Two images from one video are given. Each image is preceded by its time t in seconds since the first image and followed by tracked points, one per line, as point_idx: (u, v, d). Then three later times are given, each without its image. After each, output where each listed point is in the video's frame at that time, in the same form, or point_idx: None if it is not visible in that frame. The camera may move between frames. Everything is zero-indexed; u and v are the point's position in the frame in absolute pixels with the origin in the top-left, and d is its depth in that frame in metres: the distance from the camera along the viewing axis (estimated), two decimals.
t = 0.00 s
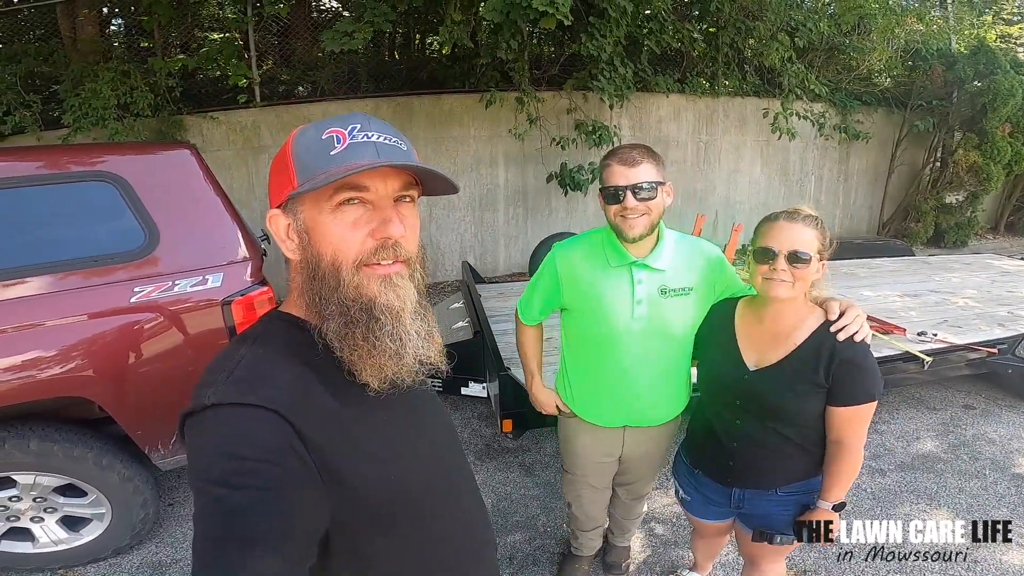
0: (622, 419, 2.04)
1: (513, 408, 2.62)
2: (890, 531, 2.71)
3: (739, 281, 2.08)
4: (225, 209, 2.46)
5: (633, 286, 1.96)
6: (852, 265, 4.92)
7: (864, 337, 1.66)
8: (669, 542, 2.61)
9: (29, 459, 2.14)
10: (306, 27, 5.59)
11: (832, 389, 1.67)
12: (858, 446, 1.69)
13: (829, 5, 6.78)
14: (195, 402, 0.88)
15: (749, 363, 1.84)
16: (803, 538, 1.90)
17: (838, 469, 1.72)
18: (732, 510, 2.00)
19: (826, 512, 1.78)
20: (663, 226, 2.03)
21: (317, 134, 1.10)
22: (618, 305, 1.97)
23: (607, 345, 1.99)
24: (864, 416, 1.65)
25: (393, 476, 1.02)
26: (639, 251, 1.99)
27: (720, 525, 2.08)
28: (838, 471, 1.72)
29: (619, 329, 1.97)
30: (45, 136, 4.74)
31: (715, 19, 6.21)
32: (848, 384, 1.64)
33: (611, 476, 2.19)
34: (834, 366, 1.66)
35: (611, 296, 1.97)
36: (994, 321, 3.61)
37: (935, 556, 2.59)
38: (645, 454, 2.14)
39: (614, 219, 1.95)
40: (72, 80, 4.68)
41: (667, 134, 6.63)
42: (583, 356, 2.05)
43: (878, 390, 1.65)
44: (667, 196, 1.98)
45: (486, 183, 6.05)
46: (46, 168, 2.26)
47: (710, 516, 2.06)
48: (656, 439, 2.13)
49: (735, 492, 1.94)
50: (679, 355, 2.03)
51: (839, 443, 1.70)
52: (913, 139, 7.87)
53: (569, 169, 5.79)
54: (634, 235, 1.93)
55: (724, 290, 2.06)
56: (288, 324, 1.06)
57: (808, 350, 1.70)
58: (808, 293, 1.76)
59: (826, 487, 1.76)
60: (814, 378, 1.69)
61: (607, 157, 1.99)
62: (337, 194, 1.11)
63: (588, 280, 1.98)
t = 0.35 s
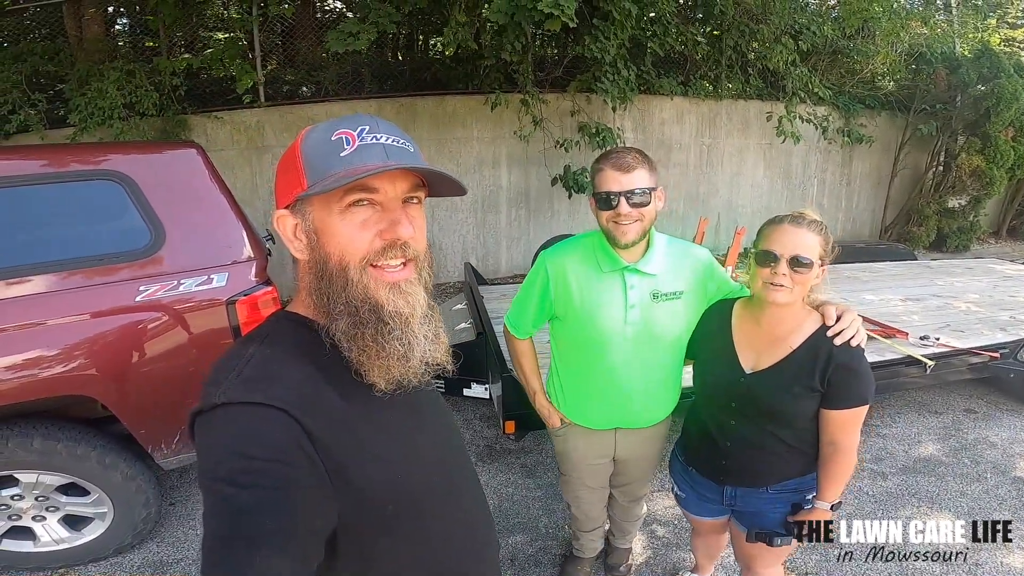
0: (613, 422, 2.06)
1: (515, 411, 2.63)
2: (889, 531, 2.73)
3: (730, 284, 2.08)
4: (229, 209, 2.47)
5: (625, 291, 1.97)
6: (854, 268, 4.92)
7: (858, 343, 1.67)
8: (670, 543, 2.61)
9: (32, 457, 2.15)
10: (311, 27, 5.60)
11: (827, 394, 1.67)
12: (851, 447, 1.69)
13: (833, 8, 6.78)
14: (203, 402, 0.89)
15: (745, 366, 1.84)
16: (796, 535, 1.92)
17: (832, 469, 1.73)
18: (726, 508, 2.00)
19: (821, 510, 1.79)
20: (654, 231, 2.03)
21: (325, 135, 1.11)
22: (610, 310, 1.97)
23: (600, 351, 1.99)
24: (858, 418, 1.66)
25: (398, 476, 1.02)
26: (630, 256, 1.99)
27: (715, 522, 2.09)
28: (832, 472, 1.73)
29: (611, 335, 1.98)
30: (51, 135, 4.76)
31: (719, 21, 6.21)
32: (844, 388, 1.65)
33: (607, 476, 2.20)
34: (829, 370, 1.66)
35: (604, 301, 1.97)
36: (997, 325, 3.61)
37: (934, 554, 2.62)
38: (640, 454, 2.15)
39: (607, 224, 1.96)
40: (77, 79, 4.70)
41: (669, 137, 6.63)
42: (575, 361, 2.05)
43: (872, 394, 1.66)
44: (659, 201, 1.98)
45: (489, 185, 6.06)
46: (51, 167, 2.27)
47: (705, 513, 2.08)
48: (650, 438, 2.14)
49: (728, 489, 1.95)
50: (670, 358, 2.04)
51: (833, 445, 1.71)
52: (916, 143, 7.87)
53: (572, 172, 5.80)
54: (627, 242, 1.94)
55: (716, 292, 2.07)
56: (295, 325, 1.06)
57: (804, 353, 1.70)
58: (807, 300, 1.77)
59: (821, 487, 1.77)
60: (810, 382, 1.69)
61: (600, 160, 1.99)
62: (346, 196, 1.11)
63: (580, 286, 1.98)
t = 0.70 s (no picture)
0: (611, 423, 2.06)
1: (516, 411, 2.61)
2: (889, 530, 2.72)
3: (730, 284, 2.06)
4: (230, 208, 2.45)
5: (624, 293, 1.95)
6: (857, 269, 4.91)
7: (855, 343, 1.66)
8: (671, 544, 2.60)
9: (31, 457, 2.14)
10: (312, 27, 5.59)
11: (823, 391, 1.67)
12: (847, 442, 1.69)
13: (835, 8, 6.77)
14: (200, 403, 0.88)
15: (741, 362, 1.83)
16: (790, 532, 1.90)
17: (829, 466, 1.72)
18: (721, 504, 2.00)
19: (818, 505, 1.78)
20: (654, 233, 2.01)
21: (387, 136, 1.11)
22: (609, 313, 1.96)
23: (598, 353, 1.98)
24: (853, 415, 1.66)
25: (397, 476, 1.01)
26: (629, 257, 1.97)
27: (712, 519, 2.08)
28: (827, 468, 1.73)
29: (610, 337, 1.97)
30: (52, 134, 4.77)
31: (721, 21, 6.20)
32: (839, 385, 1.65)
33: (607, 474, 2.21)
34: (825, 369, 1.66)
35: (603, 303, 1.96)
36: (1000, 326, 3.60)
37: (934, 553, 2.62)
38: (639, 452, 2.14)
39: (606, 224, 1.94)
40: (79, 79, 4.71)
41: (671, 137, 6.62)
42: (573, 364, 2.04)
43: (864, 393, 1.66)
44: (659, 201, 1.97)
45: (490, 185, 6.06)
46: (51, 166, 2.26)
47: (700, 509, 2.07)
48: (649, 439, 2.13)
49: (723, 484, 1.94)
50: (669, 361, 2.04)
51: (828, 441, 1.70)
52: (919, 143, 7.85)
53: (574, 172, 5.78)
54: (629, 242, 1.92)
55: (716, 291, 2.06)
56: (296, 324, 1.05)
57: (799, 351, 1.70)
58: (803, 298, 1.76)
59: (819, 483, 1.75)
60: (805, 379, 1.69)
61: (600, 161, 1.97)
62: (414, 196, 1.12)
63: (579, 288, 1.96)
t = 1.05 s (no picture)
0: (621, 422, 2.04)
1: (518, 411, 2.60)
2: (889, 531, 2.71)
3: (741, 282, 2.05)
4: (232, 208, 2.45)
5: (635, 290, 1.94)
6: (861, 269, 4.88)
7: (863, 345, 1.64)
8: (673, 545, 2.59)
9: (31, 457, 2.14)
10: (314, 28, 5.59)
11: (828, 393, 1.66)
12: (852, 445, 1.68)
13: (838, 8, 6.75)
14: (191, 402, 0.87)
15: (747, 361, 1.81)
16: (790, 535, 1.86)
17: (833, 470, 1.71)
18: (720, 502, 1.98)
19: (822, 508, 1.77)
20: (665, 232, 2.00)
21: (398, 137, 1.12)
22: (620, 310, 1.95)
23: (609, 350, 1.97)
24: (857, 418, 1.65)
25: (392, 474, 1.01)
26: (639, 255, 1.96)
27: (711, 518, 2.06)
28: (829, 470, 1.72)
29: (621, 335, 1.95)
30: (56, 135, 4.79)
31: (723, 21, 6.19)
32: (845, 387, 1.63)
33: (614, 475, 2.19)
34: (831, 372, 1.65)
35: (614, 301, 1.95)
36: (1005, 326, 3.57)
37: (935, 553, 2.60)
38: (648, 454, 2.13)
39: (619, 220, 1.93)
40: (82, 79, 4.73)
41: (674, 136, 6.60)
42: (583, 361, 2.02)
43: (871, 395, 1.65)
44: (673, 203, 1.95)
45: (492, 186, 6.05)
46: (52, 166, 2.26)
47: (699, 507, 2.05)
48: (654, 439, 2.11)
49: (722, 483, 1.92)
50: (679, 359, 2.02)
51: (832, 443, 1.69)
52: (923, 143, 7.81)
53: (576, 171, 5.77)
54: (636, 241, 1.92)
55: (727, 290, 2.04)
56: (290, 322, 1.04)
57: (806, 353, 1.68)
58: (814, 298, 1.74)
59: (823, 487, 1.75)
60: (810, 380, 1.67)
61: (618, 158, 1.96)
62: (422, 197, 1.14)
63: (590, 285, 1.95)
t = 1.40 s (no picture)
0: (633, 419, 2.04)
1: (518, 409, 2.59)
2: (889, 529, 2.69)
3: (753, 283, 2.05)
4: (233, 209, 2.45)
5: (652, 290, 1.93)
6: (862, 267, 4.86)
7: (866, 335, 1.64)
8: (675, 544, 2.58)
9: (31, 456, 2.14)
10: (314, 28, 5.59)
11: (833, 382, 1.65)
12: (858, 436, 1.67)
13: (838, 6, 6.75)
14: (186, 397, 0.87)
15: (752, 354, 1.81)
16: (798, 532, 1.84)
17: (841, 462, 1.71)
18: (724, 498, 1.97)
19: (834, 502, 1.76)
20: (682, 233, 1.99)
21: (395, 131, 1.11)
22: (636, 309, 1.94)
23: (624, 348, 1.96)
24: (864, 409, 1.64)
25: (389, 471, 1.00)
26: (656, 255, 1.95)
27: (716, 515, 2.05)
28: (839, 461, 1.71)
29: (636, 334, 1.95)
30: (56, 136, 4.79)
31: (723, 20, 6.19)
32: (849, 379, 1.62)
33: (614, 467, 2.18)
34: (836, 362, 1.64)
35: (630, 300, 1.94)
36: (1007, 324, 3.56)
37: (936, 554, 2.59)
38: (652, 449, 2.13)
39: (636, 218, 1.93)
40: (83, 80, 4.73)
41: (674, 135, 6.59)
42: (597, 359, 2.02)
43: (877, 384, 1.64)
44: (695, 211, 1.94)
45: (492, 185, 6.05)
46: (52, 165, 2.26)
47: (703, 503, 2.04)
48: (659, 435, 2.11)
49: (724, 478, 1.92)
50: (692, 358, 2.02)
51: (842, 435, 1.68)
52: (924, 141, 7.80)
53: (576, 170, 5.76)
54: (650, 241, 1.90)
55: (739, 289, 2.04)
56: (285, 317, 1.03)
57: (810, 344, 1.67)
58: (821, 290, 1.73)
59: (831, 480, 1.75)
60: (815, 371, 1.67)
61: (648, 157, 1.95)
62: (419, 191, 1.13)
63: (606, 283, 1.94)
